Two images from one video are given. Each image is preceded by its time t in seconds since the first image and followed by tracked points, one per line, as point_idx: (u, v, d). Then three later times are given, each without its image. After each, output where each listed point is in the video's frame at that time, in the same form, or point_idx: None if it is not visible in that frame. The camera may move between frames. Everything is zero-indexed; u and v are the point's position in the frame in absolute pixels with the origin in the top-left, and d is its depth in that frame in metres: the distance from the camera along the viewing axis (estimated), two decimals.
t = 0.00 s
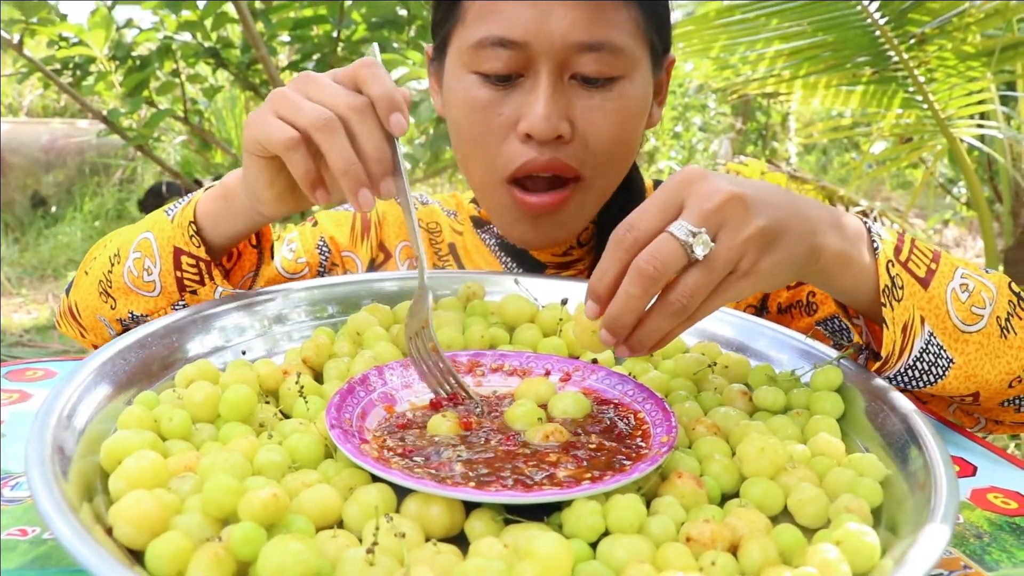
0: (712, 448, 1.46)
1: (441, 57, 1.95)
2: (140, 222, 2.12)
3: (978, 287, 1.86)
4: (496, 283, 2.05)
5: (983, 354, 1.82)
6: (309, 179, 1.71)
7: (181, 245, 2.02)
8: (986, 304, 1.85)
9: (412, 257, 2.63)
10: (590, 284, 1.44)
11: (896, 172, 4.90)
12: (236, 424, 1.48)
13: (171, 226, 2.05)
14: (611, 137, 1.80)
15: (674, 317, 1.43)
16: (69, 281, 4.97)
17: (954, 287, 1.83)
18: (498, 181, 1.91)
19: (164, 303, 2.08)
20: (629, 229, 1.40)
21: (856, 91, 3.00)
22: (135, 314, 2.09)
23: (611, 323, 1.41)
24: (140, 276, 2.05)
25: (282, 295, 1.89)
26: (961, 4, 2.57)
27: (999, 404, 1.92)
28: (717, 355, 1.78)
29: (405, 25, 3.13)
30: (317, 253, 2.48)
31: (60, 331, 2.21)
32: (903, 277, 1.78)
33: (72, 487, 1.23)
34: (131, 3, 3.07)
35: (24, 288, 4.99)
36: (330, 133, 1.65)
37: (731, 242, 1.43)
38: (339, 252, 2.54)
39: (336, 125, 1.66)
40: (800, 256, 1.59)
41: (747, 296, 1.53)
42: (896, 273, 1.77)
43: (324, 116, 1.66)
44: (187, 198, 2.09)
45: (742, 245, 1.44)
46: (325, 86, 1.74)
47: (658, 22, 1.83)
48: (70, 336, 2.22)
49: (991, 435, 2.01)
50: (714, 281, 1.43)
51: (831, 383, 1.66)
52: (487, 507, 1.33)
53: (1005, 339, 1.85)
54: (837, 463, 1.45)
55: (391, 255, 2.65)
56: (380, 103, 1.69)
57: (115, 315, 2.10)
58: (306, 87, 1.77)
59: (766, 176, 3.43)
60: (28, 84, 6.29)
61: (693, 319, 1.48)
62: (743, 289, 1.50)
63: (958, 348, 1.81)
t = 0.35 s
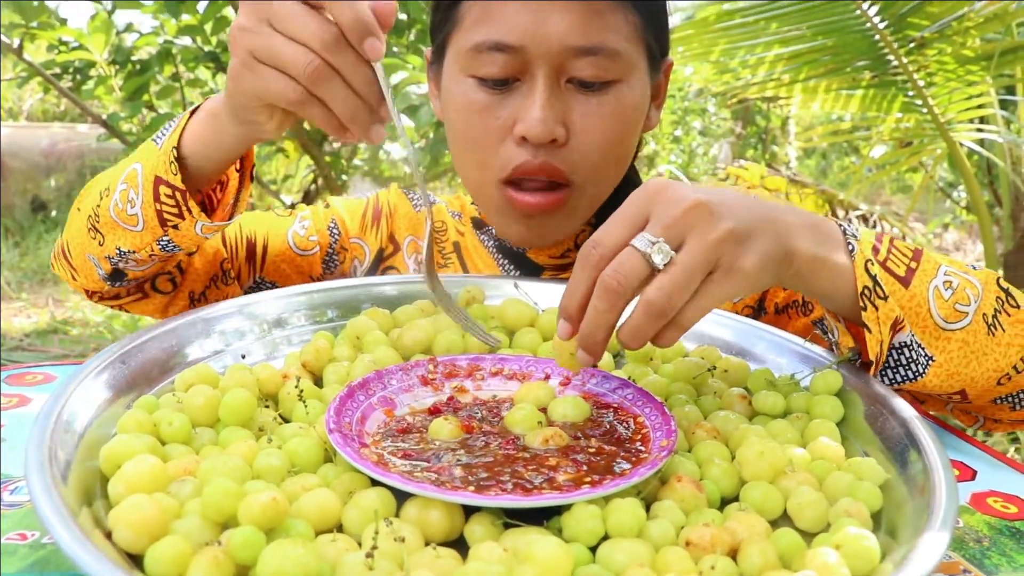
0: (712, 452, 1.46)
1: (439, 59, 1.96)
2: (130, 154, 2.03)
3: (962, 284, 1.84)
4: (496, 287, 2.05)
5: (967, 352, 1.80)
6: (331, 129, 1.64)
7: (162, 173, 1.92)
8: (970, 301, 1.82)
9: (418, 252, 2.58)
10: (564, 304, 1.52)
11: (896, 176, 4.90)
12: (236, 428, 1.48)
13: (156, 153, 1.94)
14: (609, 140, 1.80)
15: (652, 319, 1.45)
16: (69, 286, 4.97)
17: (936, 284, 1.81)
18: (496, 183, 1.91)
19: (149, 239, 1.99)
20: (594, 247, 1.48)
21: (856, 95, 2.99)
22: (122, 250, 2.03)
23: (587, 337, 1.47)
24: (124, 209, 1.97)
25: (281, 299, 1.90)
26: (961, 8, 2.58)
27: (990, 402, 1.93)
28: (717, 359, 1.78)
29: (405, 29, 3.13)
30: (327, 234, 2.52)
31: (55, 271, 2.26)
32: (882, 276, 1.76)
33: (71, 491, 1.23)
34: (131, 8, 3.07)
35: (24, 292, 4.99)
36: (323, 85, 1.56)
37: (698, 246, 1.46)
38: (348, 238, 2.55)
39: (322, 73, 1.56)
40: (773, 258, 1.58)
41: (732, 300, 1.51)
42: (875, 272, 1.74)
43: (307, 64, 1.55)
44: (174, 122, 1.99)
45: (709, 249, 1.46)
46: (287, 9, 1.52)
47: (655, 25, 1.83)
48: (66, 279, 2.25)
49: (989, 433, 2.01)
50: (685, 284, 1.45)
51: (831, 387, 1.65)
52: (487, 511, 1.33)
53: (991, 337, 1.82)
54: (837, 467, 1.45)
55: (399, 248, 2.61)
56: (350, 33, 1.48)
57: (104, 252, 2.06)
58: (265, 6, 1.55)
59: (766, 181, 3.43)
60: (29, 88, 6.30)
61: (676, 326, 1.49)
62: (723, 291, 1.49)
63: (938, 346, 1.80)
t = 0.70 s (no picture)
0: (715, 450, 1.43)
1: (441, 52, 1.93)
2: (120, 174, 2.03)
3: (960, 280, 1.81)
4: (496, 282, 2.03)
5: (966, 351, 1.77)
6: (305, 198, 1.79)
7: (144, 212, 1.90)
8: (968, 298, 1.79)
9: (419, 247, 2.52)
10: (559, 325, 1.49)
11: (897, 171, 4.88)
12: (231, 425, 1.45)
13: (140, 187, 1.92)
14: (615, 133, 1.76)
15: (652, 314, 1.40)
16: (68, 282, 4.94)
17: (933, 282, 1.78)
18: (500, 175, 1.87)
19: (136, 267, 1.98)
20: (585, 262, 1.47)
21: (858, 90, 2.97)
22: (112, 273, 2.04)
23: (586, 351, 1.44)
24: (112, 236, 1.97)
25: (278, 294, 1.87)
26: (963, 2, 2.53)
27: (994, 400, 1.89)
28: (719, 356, 1.75)
29: (404, 23, 3.10)
30: (326, 232, 2.50)
31: (53, 276, 2.23)
32: (877, 276, 1.73)
33: (62, 491, 1.20)
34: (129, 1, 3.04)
35: (24, 288, 4.96)
36: (293, 158, 1.69)
37: (686, 246, 1.44)
38: (349, 235, 2.54)
39: (291, 147, 1.68)
40: (768, 256, 1.56)
41: (735, 295, 1.47)
42: (869, 271, 1.72)
43: (275, 140, 1.66)
44: (159, 152, 1.96)
45: (697, 249, 1.44)
46: (251, 87, 1.62)
47: (660, 19, 1.80)
48: (64, 286, 2.23)
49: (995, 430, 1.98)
50: (681, 280, 1.41)
51: (835, 383, 1.63)
52: (485, 510, 1.30)
53: (993, 334, 1.80)
54: (842, 465, 1.43)
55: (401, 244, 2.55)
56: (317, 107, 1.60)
57: (96, 272, 2.06)
58: (226, 85, 1.65)
59: (768, 176, 3.40)
60: (27, 83, 6.27)
61: (683, 321, 1.43)
62: (723, 284, 1.44)
63: (937, 345, 1.77)
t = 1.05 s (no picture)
0: (716, 445, 1.42)
1: (442, 46, 1.90)
2: (89, 234, 2.01)
3: (970, 275, 1.80)
4: (496, 275, 2.02)
5: (974, 346, 1.76)
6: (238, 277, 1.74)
7: (107, 289, 1.90)
8: (978, 293, 1.78)
9: (415, 247, 2.54)
10: (569, 306, 1.46)
11: (898, 164, 4.85)
12: (228, 420, 1.43)
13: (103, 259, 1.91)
14: (616, 131, 1.74)
15: (665, 295, 1.36)
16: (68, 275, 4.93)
17: (943, 276, 1.77)
18: (501, 173, 1.85)
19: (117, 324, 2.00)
20: (598, 244, 1.43)
21: (858, 82, 2.95)
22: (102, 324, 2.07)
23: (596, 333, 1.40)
24: (90, 299, 1.99)
25: (276, 287, 1.85)
26: None
27: (1000, 397, 1.87)
28: (721, 351, 1.73)
29: (403, 16, 3.07)
30: (319, 239, 2.46)
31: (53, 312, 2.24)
32: (888, 268, 1.72)
33: (57, 489, 1.19)
34: None
35: (23, 282, 4.94)
36: (202, 253, 1.66)
37: (702, 228, 1.41)
38: (342, 239, 2.50)
39: (197, 243, 1.66)
40: (782, 243, 1.53)
41: (748, 279, 1.44)
42: (880, 263, 1.70)
43: (179, 246, 1.65)
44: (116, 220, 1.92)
45: (712, 232, 1.41)
46: (139, 206, 1.63)
47: (664, 16, 1.78)
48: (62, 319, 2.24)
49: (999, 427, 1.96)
50: (695, 261, 1.38)
51: (837, 377, 1.61)
52: (484, 506, 1.29)
53: (1000, 330, 1.78)
54: (844, 461, 1.41)
55: (395, 245, 2.56)
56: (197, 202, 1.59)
57: (89, 319, 2.09)
58: (120, 211, 1.68)
59: (770, 168, 3.37)
60: (25, 76, 6.24)
61: (697, 303, 1.39)
62: (738, 268, 1.41)
63: (945, 339, 1.76)
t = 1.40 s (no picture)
0: (717, 445, 1.41)
1: (447, 42, 1.89)
2: (116, 177, 2.00)
3: (982, 281, 1.80)
4: (496, 274, 2.01)
5: (984, 351, 1.75)
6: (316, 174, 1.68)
7: (148, 215, 1.90)
8: (990, 299, 1.78)
9: (420, 242, 2.56)
10: (592, 284, 1.45)
11: (898, 163, 4.84)
12: (228, 420, 1.42)
13: (142, 192, 1.92)
14: (621, 130, 1.75)
15: (700, 278, 1.36)
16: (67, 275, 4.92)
17: (956, 279, 1.77)
18: (505, 172, 1.85)
19: (137, 271, 1.96)
20: (625, 221, 1.44)
21: (858, 81, 2.95)
22: (112, 277, 2.00)
23: (625, 313, 1.39)
24: (112, 240, 1.95)
25: (277, 287, 1.85)
26: None
27: (1004, 405, 1.85)
28: (721, 350, 1.73)
29: (404, 15, 3.06)
30: (325, 227, 2.46)
31: (49, 278, 2.20)
32: (904, 268, 1.72)
33: (56, 488, 1.18)
34: None
35: (24, 281, 4.94)
36: (297, 126, 1.61)
37: (737, 213, 1.42)
38: (347, 230, 2.50)
39: (297, 113, 1.61)
40: (809, 235, 1.54)
41: (777, 268, 1.44)
42: (897, 262, 1.69)
43: (279, 110, 1.61)
44: (159, 156, 1.97)
45: (746, 217, 1.42)
46: (252, 65, 1.61)
47: (671, 15, 1.78)
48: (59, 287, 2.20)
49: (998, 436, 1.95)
50: (731, 245, 1.38)
51: (839, 376, 1.60)
52: (484, 506, 1.29)
53: (1010, 336, 1.78)
54: (845, 460, 1.41)
55: (400, 238, 2.57)
56: (316, 65, 1.57)
57: (95, 275, 2.03)
58: (224, 73, 1.65)
59: (770, 167, 3.36)
60: (25, 76, 6.25)
61: (731, 288, 1.39)
62: (770, 255, 1.42)
63: (956, 343, 1.75)
